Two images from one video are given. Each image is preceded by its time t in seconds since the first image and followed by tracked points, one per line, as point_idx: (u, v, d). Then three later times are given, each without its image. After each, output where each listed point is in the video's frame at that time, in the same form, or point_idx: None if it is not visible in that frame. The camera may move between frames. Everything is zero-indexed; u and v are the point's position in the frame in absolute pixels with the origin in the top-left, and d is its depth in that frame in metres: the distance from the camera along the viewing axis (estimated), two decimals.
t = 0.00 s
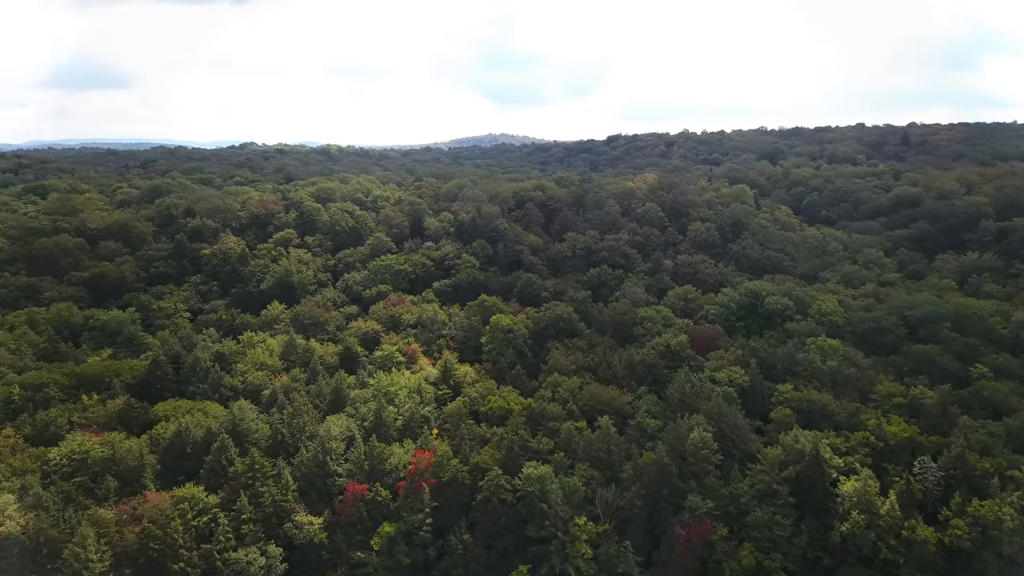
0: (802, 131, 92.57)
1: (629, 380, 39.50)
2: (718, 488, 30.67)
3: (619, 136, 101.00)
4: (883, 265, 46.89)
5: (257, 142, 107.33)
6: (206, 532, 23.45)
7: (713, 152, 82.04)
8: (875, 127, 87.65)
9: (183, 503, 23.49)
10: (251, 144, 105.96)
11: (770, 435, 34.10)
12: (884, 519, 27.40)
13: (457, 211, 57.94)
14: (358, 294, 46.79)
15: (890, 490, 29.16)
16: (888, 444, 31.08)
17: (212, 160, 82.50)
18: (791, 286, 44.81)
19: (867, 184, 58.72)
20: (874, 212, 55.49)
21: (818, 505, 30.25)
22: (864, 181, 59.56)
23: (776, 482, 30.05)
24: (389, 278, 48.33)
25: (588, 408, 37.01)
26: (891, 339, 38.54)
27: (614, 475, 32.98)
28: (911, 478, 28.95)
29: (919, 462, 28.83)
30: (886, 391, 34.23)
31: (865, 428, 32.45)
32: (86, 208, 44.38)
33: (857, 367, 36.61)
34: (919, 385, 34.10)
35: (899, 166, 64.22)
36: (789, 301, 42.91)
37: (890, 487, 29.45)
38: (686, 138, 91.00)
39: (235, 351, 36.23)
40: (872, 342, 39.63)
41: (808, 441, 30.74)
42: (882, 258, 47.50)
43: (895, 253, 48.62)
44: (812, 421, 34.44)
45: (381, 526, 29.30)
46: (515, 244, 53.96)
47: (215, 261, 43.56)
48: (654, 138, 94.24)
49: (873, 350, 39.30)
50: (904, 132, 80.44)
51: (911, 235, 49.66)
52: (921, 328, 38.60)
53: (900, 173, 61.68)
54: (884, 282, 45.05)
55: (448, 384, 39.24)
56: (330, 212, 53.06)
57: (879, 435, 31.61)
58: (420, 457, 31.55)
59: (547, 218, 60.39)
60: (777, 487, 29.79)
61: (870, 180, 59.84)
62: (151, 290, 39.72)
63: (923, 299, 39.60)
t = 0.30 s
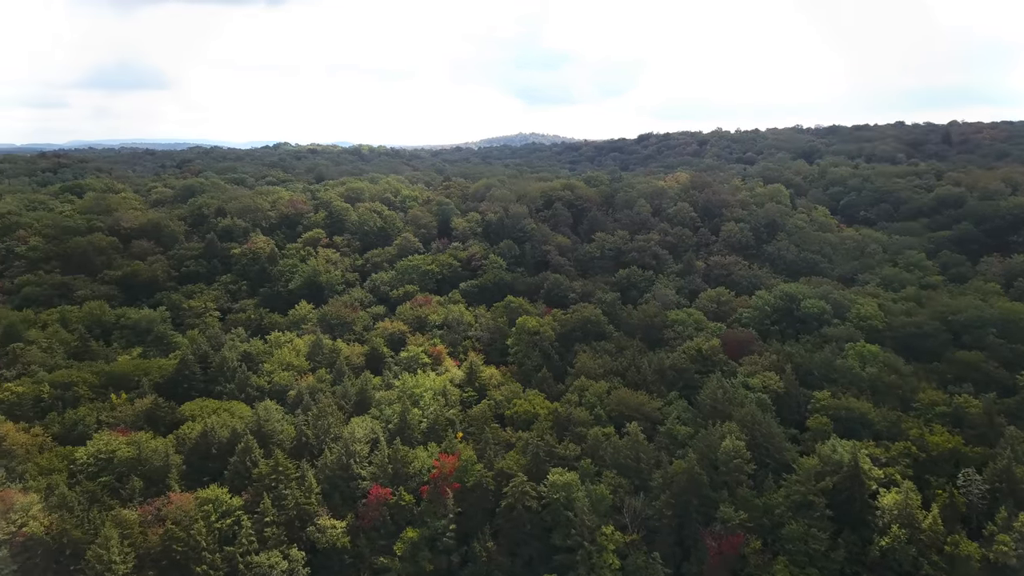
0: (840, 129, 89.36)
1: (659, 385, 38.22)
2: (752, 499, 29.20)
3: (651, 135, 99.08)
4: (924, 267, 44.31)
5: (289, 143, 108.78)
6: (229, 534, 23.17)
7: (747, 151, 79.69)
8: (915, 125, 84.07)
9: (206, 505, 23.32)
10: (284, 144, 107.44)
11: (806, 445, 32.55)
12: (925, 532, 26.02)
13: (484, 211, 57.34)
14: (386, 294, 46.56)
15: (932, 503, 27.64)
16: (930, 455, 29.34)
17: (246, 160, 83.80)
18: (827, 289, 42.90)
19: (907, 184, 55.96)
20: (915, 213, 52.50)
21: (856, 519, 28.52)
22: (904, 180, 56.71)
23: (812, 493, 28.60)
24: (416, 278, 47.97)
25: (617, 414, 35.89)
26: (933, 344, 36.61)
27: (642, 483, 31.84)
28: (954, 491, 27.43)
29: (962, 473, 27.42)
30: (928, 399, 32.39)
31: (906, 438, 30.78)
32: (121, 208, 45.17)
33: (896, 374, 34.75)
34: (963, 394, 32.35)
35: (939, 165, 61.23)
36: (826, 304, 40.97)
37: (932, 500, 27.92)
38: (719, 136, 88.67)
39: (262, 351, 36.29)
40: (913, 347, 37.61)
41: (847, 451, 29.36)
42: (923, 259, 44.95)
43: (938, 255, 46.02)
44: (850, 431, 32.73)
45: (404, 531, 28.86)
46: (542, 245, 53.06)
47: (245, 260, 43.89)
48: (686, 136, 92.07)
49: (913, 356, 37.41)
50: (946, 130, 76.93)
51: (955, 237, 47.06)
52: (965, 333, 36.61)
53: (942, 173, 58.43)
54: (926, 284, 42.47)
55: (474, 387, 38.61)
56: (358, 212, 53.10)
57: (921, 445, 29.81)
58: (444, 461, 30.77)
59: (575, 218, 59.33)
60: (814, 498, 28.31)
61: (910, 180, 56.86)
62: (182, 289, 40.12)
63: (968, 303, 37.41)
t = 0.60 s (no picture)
0: (881, 127, 85.78)
1: (691, 391, 36.85)
2: (788, 511, 27.89)
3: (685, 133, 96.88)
4: (970, 270, 42.06)
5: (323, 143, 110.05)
6: (254, 537, 22.84)
7: (784, 150, 77.08)
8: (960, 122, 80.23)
9: (232, 507, 22.99)
10: (317, 145, 108.73)
11: (846, 455, 30.87)
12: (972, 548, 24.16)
13: (513, 211, 56.62)
14: (414, 295, 46.26)
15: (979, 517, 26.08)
16: (976, 467, 27.70)
17: (280, 160, 84.94)
18: (867, 292, 40.83)
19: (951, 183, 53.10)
20: (960, 215, 49.98)
21: (898, 534, 26.94)
22: (948, 180, 53.79)
23: (852, 506, 27.08)
24: (444, 278, 47.51)
25: (647, 420, 34.71)
26: (980, 351, 34.60)
27: (674, 492, 30.64)
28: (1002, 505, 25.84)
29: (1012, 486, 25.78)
30: (975, 407, 30.46)
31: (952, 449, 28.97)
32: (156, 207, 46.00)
33: (941, 382, 32.64)
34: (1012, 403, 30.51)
35: (985, 164, 58.13)
36: (867, 308, 39.01)
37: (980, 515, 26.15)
38: (754, 135, 86.10)
39: (290, 351, 36.31)
40: (958, 354, 35.55)
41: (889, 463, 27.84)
42: (968, 262, 42.62)
43: (984, 257, 43.65)
44: (892, 441, 31.06)
45: (429, 537, 28.38)
46: (571, 245, 52.03)
47: (275, 260, 44.19)
48: (721, 135, 89.69)
49: (958, 362, 35.36)
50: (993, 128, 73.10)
51: (1003, 239, 44.36)
52: (1015, 339, 34.50)
53: (989, 173, 55.25)
54: (971, 288, 40.42)
55: (500, 390, 37.92)
56: (388, 212, 53.06)
57: (967, 456, 28.14)
58: (469, 465, 30.18)
59: (606, 219, 58.11)
60: (854, 511, 26.81)
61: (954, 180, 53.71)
62: (213, 289, 40.52)
63: (1019, 308, 35.47)
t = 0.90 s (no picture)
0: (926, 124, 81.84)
1: (725, 398, 35.40)
2: (827, 526, 26.45)
3: (720, 132, 94.36)
4: (1020, 274, 39.16)
5: (356, 143, 111.12)
6: (278, 540, 22.47)
7: (823, 148, 74.21)
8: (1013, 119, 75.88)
9: (258, 509, 22.55)
10: (351, 145, 109.81)
11: (889, 467, 29.16)
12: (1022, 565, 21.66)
13: (543, 211, 55.79)
14: (442, 295, 45.89)
15: None
16: None
17: (313, 160, 86.01)
18: (910, 295, 38.62)
19: (1000, 184, 49.73)
20: (1010, 216, 46.92)
21: (940, 547, 25.52)
22: (997, 180, 50.37)
23: (895, 521, 25.41)
24: (472, 278, 47.00)
25: (678, 427, 33.48)
26: None
27: (707, 503, 29.38)
28: None
29: None
30: None
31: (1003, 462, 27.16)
32: (191, 207, 46.89)
33: (990, 391, 30.58)
34: None
35: None
36: (910, 312, 36.85)
37: None
38: (792, 133, 83.21)
39: (318, 352, 36.29)
40: (1009, 363, 33.46)
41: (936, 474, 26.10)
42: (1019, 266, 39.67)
43: None
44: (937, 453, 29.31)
45: (454, 544, 27.73)
46: (602, 246, 50.91)
47: (306, 259, 44.43)
48: (757, 133, 86.97)
49: (1009, 372, 33.24)
50: None
51: None
52: None
53: None
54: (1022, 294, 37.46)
55: (528, 394, 37.17)
56: (418, 213, 52.92)
57: (1017, 469, 26.45)
58: (496, 471, 29.47)
59: (638, 219, 56.75)
60: (898, 526, 25.13)
61: (1002, 180, 50.41)
62: (245, 288, 40.89)
63: None
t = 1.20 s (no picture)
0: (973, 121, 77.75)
1: (760, 404, 33.83)
2: (867, 540, 25.00)
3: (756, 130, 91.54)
4: None
5: (388, 143, 111.86)
6: (302, 544, 22.16)
7: (863, 147, 71.16)
8: None
9: (282, 512, 22.34)
10: (383, 145, 110.58)
11: (933, 479, 27.40)
12: None
13: (573, 211, 54.83)
14: (470, 296, 45.42)
15: None
16: None
17: (346, 160, 86.85)
18: (957, 300, 36.39)
19: None
20: None
21: (988, 567, 23.55)
22: None
23: (939, 537, 23.93)
24: (500, 279, 46.36)
25: (711, 434, 32.12)
26: None
27: (740, 514, 28.06)
28: None
29: None
30: None
31: None
32: (224, 207, 47.79)
33: None
34: None
35: None
36: (956, 318, 34.63)
37: None
38: (832, 131, 80.13)
39: (346, 352, 36.19)
40: None
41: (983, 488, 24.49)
42: None
43: None
44: (986, 466, 27.48)
45: (479, 551, 26.94)
46: (633, 246, 49.66)
47: (336, 259, 44.60)
48: (795, 132, 84.04)
49: None
50: None
51: None
52: None
53: None
54: None
55: (556, 397, 36.31)
56: (447, 213, 52.67)
57: None
58: (522, 476, 28.68)
59: (670, 219, 55.27)
60: (942, 542, 23.67)
61: None
62: (276, 287, 41.20)
63: None
